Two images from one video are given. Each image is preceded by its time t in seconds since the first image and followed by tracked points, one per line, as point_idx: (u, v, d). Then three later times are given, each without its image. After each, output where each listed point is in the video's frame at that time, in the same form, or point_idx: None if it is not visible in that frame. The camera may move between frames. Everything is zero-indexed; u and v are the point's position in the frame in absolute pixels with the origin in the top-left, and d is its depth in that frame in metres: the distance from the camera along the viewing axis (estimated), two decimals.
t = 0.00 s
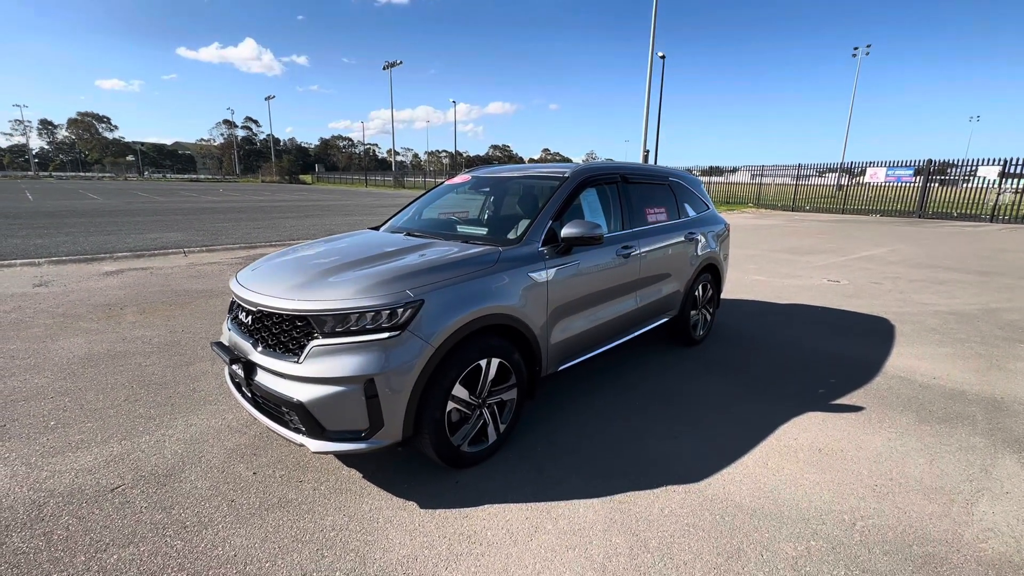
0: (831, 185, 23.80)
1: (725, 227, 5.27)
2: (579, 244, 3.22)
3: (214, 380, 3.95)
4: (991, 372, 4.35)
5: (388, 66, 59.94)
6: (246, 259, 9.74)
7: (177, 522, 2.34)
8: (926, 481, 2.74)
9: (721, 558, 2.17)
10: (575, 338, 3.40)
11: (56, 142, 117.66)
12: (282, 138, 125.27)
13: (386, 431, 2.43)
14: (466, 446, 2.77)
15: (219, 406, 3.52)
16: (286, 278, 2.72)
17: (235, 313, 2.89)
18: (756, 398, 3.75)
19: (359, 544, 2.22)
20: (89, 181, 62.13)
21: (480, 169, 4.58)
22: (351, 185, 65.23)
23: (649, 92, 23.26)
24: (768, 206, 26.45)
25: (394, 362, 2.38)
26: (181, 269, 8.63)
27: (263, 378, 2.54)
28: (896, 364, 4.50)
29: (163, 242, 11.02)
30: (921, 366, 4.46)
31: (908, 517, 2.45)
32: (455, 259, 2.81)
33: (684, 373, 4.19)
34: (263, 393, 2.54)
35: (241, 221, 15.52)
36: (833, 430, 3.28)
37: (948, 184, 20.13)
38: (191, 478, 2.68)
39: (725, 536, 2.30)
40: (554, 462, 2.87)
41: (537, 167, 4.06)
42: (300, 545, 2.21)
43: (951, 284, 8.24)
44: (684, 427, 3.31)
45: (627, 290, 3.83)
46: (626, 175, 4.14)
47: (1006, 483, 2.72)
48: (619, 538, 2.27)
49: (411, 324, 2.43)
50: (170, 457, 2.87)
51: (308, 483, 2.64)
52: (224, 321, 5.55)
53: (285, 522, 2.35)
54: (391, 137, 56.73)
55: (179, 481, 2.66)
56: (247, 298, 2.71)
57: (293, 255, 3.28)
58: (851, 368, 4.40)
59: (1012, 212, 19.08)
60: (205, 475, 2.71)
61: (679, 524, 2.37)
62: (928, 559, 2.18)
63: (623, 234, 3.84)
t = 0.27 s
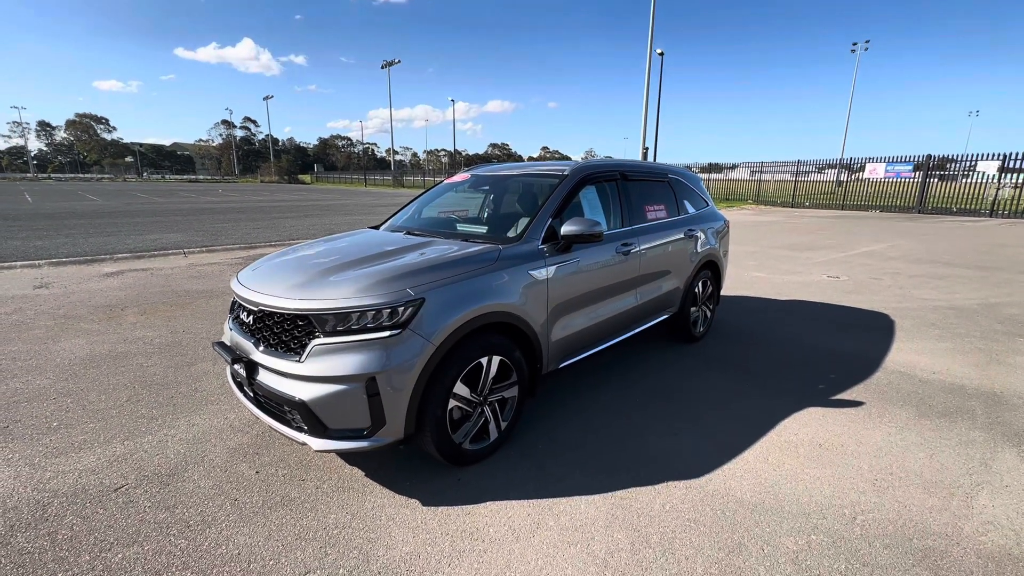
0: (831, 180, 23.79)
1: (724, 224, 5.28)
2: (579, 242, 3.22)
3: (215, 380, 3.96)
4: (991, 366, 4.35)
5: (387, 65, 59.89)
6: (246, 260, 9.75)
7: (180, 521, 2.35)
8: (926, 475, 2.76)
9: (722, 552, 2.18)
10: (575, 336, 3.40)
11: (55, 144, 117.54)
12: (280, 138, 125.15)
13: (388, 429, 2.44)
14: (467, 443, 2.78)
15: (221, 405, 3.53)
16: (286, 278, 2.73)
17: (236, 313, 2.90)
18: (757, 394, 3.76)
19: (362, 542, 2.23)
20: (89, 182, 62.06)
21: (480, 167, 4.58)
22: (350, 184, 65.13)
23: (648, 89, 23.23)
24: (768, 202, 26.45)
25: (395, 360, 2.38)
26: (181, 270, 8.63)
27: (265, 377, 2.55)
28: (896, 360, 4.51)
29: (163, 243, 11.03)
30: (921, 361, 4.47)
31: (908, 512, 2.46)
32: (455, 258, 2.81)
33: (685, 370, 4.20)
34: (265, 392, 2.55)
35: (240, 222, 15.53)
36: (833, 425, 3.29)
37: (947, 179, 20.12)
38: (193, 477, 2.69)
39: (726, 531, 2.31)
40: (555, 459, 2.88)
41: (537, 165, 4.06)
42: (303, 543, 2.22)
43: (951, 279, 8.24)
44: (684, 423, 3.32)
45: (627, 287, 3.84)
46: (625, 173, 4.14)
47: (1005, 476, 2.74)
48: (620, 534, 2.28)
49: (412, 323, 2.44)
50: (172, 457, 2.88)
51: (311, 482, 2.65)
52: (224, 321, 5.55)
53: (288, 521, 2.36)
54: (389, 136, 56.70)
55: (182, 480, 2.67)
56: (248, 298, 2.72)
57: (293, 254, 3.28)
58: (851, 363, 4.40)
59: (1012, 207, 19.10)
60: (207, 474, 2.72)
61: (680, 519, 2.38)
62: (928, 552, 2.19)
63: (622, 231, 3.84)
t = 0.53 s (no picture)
0: (829, 177, 23.79)
1: (722, 221, 5.29)
2: (577, 240, 3.23)
3: (215, 381, 3.97)
4: (989, 361, 4.37)
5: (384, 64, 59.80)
6: (244, 260, 9.75)
7: (181, 521, 2.36)
8: (924, 469, 2.77)
9: (720, 548, 2.19)
10: (574, 334, 3.41)
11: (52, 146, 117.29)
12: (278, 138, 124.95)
13: (387, 428, 2.45)
14: (467, 441, 2.79)
15: (221, 406, 3.54)
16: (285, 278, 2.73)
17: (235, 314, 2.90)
18: (755, 391, 3.78)
19: (362, 540, 2.24)
20: (86, 184, 61.94)
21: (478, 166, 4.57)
22: (348, 184, 65.05)
23: (645, 86, 23.21)
24: (766, 199, 26.46)
25: (394, 360, 2.39)
26: (180, 271, 8.63)
27: (265, 377, 2.56)
28: (894, 355, 4.52)
29: (161, 244, 11.03)
30: (919, 357, 4.48)
31: (906, 506, 2.47)
32: (453, 257, 2.82)
33: (684, 367, 4.21)
34: (265, 393, 2.56)
35: (239, 222, 15.51)
36: (831, 421, 3.31)
37: (945, 175, 20.14)
38: (194, 478, 2.69)
39: (725, 527, 2.32)
40: (555, 457, 2.89)
41: (534, 163, 4.07)
42: (304, 542, 2.23)
43: (949, 274, 8.26)
44: (683, 420, 3.34)
45: (626, 285, 3.85)
46: (622, 171, 4.15)
47: (1002, 470, 2.75)
48: (620, 530, 2.30)
49: (411, 322, 2.45)
50: (173, 457, 2.89)
51: (311, 481, 2.66)
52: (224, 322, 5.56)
53: (289, 520, 2.37)
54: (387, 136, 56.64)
55: (183, 480, 2.68)
56: (247, 299, 2.73)
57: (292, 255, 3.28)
58: (849, 359, 4.42)
59: (1010, 202, 19.13)
60: (208, 474, 2.73)
61: (679, 515, 2.39)
62: (925, 546, 2.21)
63: (620, 229, 3.85)
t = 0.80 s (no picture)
0: (827, 174, 23.80)
1: (718, 219, 5.31)
2: (572, 239, 3.25)
3: (213, 382, 3.98)
4: (983, 356, 4.40)
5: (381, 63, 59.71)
6: (243, 261, 9.75)
7: (180, 521, 2.38)
8: (917, 464, 2.80)
9: (715, 542, 2.22)
10: (570, 332, 3.43)
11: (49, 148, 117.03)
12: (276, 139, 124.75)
13: (385, 426, 2.46)
14: (464, 440, 2.81)
15: (220, 407, 3.55)
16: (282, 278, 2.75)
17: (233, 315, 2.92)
18: (751, 387, 3.80)
19: (360, 538, 2.26)
20: (84, 186, 61.81)
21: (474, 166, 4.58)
22: (346, 184, 64.86)
23: (643, 84, 23.21)
24: (764, 196, 26.47)
25: (390, 359, 2.41)
26: (179, 273, 8.64)
27: (263, 377, 2.57)
28: (889, 351, 4.55)
29: (159, 246, 11.02)
30: (915, 352, 4.51)
31: (899, 500, 2.49)
32: (450, 257, 2.83)
33: (680, 364, 4.23)
34: (263, 392, 2.57)
35: (237, 223, 15.48)
36: (826, 417, 3.33)
37: (943, 170, 20.15)
38: (193, 478, 2.71)
39: (720, 522, 2.34)
40: (551, 454, 2.92)
41: (531, 162, 4.08)
42: (302, 540, 2.25)
43: (946, 270, 8.28)
44: (679, 417, 3.36)
45: (622, 283, 3.87)
46: (618, 169, 4.16)
47: (995, 464, 2.78)
48: (615, 526, 2.32)
49: (407, 321, 2.46)
50: (172, 458, 2.90)
51: (310, 480, 2.68)
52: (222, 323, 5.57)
53: (287, 519, 2.39)
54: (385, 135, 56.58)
55: (182, 481, 2.69)
56: (245, 299, 2.74)
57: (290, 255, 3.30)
58: (844, 356, 4.45)
59: (1007, 198, 19.16)
60: (207, 474, 2.75)
61: (674, 511, 2.41)
62: (918, 539, 2.23)
63: (616, 228, 3.87)
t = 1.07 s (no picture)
0: (825, 171, 23.84)
1: (715, 217, 5.33)
2: (569, 238, 3.27)
3: (213, 382, 4.00)
4: (977, 352, 4.43)
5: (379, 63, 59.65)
6: (241, 262, 9.76)
7: (181, 520, 2.40)
8: (910, 458, 2.83)
9: (710, 537, 2.25)
10: (567, 330, 3.46)
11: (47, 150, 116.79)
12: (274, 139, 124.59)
13: (383, 425, 2.49)
14: (462, 438, 2.83)
15: (219, 407, 3.57)
16: (281, 279, 2.77)
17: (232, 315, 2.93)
18: (747, 385, 3.83)
19: (359, 535, 2.28)
20: (82, 188, 61.74)
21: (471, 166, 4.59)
22: (345, 185, 64.84)
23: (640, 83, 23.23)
24: (762, 194, 26.50)
25: (388, 358, 2.43)
26: (177, 274, 8.65)
27: (262, 377, 2.59)
28: (884, 347, 4.58)
29: (158, 247, 11.03)
30: (910, 348, 4.54)
31: (891, 494, 2.52)
32: (447, 256, 2.85)
33: (677, 362, 4.25)
34: (262, 392, 2.59)
35: (235, 224, 15.48)
36: (821, 413, 3.36)
37: (940, 167, 20.18)
38: (194, 477, 2.73)
39: (715, 516, 2.37)
40: (548, 452, 2.94)
41: (527, 162, 4.10)
42: (301, 538, 2.27)
43: (942, 267, 8.31)
44: (675, 414, 3.39)
45: (619, 281, 3.89)
46: (614, 168, 4.19)
47: (987, 458, 2.81)
48: (612, 522, 2.35)
49: (405, 321, 2.48)
50: (172, 458, 2.93)
51: (309, 479, 2.70)
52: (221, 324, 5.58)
53: (287, 517, 2.41)
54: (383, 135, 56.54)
55: (183, 480, 2.72)
56: (243, 300, 2.76)
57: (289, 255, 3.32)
58: (840, 353, 4.48)
59: (1004, 194, 19.20)
60: (208, 473, 2.77)
61: (670, 506, 2.44)
62: (910, 532, 2.26)
63: (612, 226, 3.89)
